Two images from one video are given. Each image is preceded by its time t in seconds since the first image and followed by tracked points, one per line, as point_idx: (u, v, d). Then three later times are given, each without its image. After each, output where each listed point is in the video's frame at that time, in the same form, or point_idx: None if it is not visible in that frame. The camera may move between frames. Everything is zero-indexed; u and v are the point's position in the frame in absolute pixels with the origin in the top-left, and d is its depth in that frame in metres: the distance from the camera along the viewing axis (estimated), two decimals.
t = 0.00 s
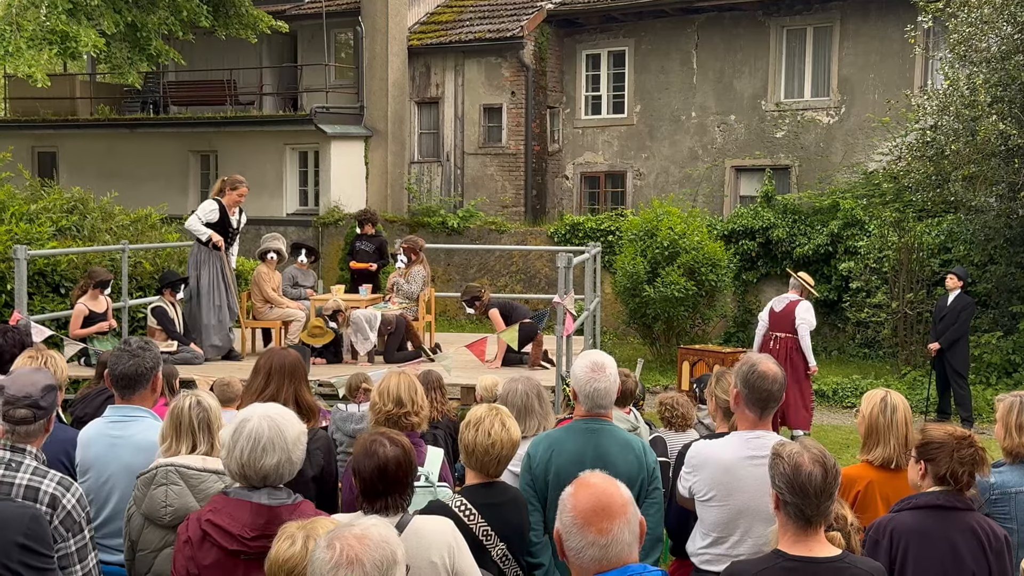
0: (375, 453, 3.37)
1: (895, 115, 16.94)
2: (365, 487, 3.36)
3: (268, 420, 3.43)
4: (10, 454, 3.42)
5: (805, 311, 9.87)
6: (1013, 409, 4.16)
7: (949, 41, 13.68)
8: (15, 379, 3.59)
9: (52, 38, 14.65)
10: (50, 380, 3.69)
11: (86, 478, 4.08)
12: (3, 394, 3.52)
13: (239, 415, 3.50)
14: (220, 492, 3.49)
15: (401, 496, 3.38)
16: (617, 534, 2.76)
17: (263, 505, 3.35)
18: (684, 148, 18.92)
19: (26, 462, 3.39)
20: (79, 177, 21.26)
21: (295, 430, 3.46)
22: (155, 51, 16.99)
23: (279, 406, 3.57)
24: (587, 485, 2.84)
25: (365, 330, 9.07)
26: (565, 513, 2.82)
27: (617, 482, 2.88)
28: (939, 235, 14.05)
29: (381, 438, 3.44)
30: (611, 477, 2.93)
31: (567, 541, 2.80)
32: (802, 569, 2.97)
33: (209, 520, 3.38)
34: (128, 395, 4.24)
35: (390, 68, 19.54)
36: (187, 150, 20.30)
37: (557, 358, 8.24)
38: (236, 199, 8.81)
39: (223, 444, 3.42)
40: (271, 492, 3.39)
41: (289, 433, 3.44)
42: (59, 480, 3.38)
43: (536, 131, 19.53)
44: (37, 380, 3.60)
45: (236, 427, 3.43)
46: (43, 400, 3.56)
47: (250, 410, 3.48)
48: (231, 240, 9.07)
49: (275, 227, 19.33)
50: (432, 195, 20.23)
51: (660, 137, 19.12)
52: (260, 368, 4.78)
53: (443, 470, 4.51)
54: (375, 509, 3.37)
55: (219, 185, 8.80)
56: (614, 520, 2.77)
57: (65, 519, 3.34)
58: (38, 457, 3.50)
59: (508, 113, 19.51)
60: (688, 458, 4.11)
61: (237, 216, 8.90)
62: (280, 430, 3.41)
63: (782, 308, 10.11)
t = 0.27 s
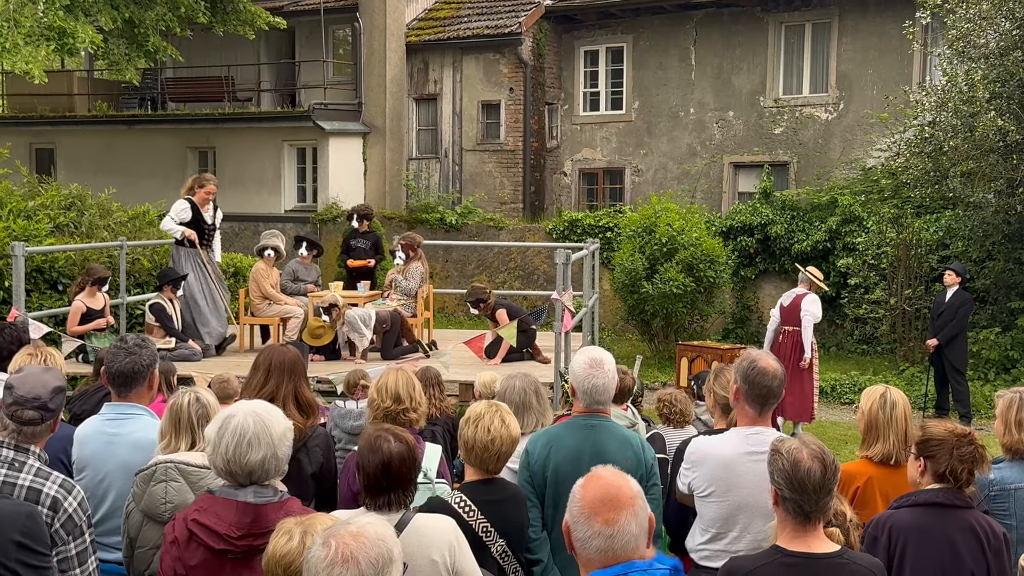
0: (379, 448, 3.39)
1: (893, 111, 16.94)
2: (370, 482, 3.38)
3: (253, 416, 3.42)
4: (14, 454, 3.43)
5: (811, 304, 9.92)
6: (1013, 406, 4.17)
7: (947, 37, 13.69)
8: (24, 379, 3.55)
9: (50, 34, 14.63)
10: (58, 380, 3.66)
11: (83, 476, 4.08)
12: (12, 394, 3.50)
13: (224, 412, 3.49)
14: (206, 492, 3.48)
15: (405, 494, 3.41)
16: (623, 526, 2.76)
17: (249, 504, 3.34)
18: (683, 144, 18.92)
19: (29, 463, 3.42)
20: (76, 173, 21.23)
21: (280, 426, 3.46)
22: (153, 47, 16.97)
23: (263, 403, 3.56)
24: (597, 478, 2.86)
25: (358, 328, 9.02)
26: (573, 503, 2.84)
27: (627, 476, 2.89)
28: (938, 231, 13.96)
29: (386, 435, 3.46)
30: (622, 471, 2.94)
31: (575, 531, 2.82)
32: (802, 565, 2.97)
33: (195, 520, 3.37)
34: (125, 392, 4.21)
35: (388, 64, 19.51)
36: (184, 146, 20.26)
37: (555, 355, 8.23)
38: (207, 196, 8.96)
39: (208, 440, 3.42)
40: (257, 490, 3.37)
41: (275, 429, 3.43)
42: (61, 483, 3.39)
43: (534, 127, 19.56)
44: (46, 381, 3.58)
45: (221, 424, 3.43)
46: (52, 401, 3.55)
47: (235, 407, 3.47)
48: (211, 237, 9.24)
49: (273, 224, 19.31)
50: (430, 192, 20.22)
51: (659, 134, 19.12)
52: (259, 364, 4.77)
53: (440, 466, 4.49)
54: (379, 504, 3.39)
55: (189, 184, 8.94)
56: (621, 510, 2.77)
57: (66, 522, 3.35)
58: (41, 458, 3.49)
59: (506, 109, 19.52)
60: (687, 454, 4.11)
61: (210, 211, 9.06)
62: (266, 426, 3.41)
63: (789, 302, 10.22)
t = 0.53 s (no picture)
0: (385, 445, 3.39)
1: (891, 107, 16.94)
2: (374, 478, 3.36)
3: (247, 412, 3.43)
4: (15, 452, 3.44)
5: (817, 297, 9.93)
6: (1012, 401, 4.17)
7: (945, 33, 13.68)
8: (26, 377, 3.55)
9: (47, 32, 14.63)
10: (60, 380, 3.66)
11: (78, 476, 4.07)
12: (14, 392, 3.50)
13: (219, 408, 3.50)
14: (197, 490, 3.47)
15: (408, 490, 3.39)
16: (620, 524, 2.65)
17: (240, 504, 3.33)
18: (681, 141, 18.91)
19: (29, 462, 3.42)
20: (74, 170, 21.23)
21: (274, 423, 3.46)
22: (150, 44, 16.94)
23: (256, 400, 3.56)
24: (595, 474, 2.75)
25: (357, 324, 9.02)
26: (570, 501, 2.73)
27: (625, 472, 2.77)
28: (936, 227, 13.98)
29: (391, 432, 3.46)
30: (619, 467, 2.83)
31: (571, 529, 2.71)
32: (798, 561, 2.97)
33: (186, 519, 3.35)
34: (119, 390, 4.21)
35: (386, 61, 19.48)
36: (182, 143, 20.25)
37: (554, 351, 8.22)
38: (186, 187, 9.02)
39: (201, 435, 3.42)
40: (248, 489, 3.36)
41: (269, 425, 3.43)
42: (61, 482, 3.40)
43: (532, 124, 19.57)
44: (48, 380, 3.57)
45: (215, 419, 3.44)
46: (53, 400, 3.55)
47: (228, 403, 3.48)
48: (199, 227, 9.30)
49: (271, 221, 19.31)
50: (428, 189, 20.22)
51: (657, 130, 19.12)
52: (257, 361, 4.77)
53: (439, 463, 4.48)
54: (382, 502, 3.36)
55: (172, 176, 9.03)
56: (618, 508, 2.66)
57: (66, 523, 3.36)
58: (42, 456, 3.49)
59: (504, 106, 19.52)
60: (686, 449, 4.10)
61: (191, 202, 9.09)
62: (260, 422, 3.42)
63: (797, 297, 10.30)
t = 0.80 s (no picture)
0: (393, 444, 3.38)
1: (890, 104, 16.93)
2: (380, 477, 3.34)
3: (246, 411, 3.44)
4: (15, 451, 3.44)
5: (832, 299, 9.96)
6: (1010, 399, 4.16)
7: (944, 31, 13.68)
8: (30, 377, 3.55)
9: (45, 31, 14.60)
10: (64, 380, 3.67)
11: (76, 476, 4.07)
12: (18, 390, 3.51)
13: (218, 407, 3.51)
14: (195, 491, 3.46)
15: (414, 489, 3.37)
16: (600, 528, 2.74)
17: (238, 505, 3.33)
18: (680, 139, 18.90)
19: (31, 461, 3.42)
20: (74, 170, 21.23)
21: (273, 423, 3.46)
22: (149, 44, 16.93)
23: (257, 401, 3.57)
24: (580, 478, 2.83)
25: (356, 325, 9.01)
26: (556, 503, 2.83)
27: (610, 473, 2.85)
28: (935, 224, 14.05)
29: (398, 431, 3.46)
30: (607, 468, 2.91)
31: (557, 530, 2.82)
32: (795, 558, 2.97)
33: (184, 520, 3.34)
34: (117, 391, 4.21)
35: (385, 60, 19.46)
36: (181, 143, 20.24)
37: (553, 350, 8.22)
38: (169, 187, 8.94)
39: (201, 434, 3.43)
40: (246, 491, 3.36)
41: (268, 425, 3.44)
42: (63, 482, 3.40)
43: (531, 122, 19.58)
44: (51, 380, 3.58)
45: (214, 418, 3.45)
46: (57, 400, 3.56)
47: (228, 403, 3.49)
48: (184, 228, 9.18)
49: (271, 220, 19.31)
50: (428, 187, 20.22)
51: (656, 128, 19.11)
52: (256, 360, 4.77)
53: (437, 462, 4.50)
54: (388, 500, 3.35)
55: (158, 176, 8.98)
56: (598, 513, 2.74)
57: (66, 523, 3.36)
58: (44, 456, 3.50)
59: (503, 104, 19.52)
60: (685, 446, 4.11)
61: (174, 203, 9.05)
62: (258, 421, 3.42)
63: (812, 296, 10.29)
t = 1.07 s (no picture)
0: (404, 444, 3.37)
1: (890, 104, 16.93)
2: (390, 477, 3.34)
3: (253, 412, 3.45)
4: (21, 454, 3.44)
5: (860, 306, 9.99)
6: (1010, 398, 4.15)
7: (943, 30, 13.68)
8: (37, 380, 3.56)
9: (45, 34, 14.61)
10: (70, 383, 3.66)
11: (78, 477, 4.08)
12: (24, 393, 3.50)
13: (225, 408, 3.52)
14: (201, 492, 3.45)
15: (423, 491, 3.37)
16: (600, 525, 2.76)
17: (244, 507, 3.33)
18: (680, 139, 18.90)
19: (36, 463, 3.42)
20: (74, 173, 21.23)
21: (279, 425, 3.46)
22: (149, 46, 16.93)
23: (267, 403, 3.59)
24: (587, 474, 2.86)
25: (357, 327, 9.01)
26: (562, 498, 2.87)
27: (618, 472, 2.87)
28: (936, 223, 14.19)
29: (411, 431, 3.45)
30: (618, 467, 2.92)
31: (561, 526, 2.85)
32: (794, 558, 2.97)
33: (189, 521, 3.33)
34: (119, 393, 4.20)
35: (385, 61, 19.46)
36: (182, 145, 20.25)
37: (553, 351, 8.22)
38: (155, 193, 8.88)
39: (207, 434, 3.44)
40: (252, 493, 3.36)
41: (274, 427, 3.44)
42: (67, 485, 3.40)
43: (531, 123, 19.58)
44: (58, 383, 3.57)
45: (221, 418, 3.46)
46: (62, 403, 3.54)
47: (236, 404, 3.51)
48: (172, 232, 9.09)
49: (270, 222, 19.31)
50: (427, 189, 20.22)
51: (656, 129, 19.11)
52: (256, 363, 4.77)
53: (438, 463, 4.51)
54: (396, 499, 3.34)
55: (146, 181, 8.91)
56: (599, 509, 2.76)
57: (70, 525, 3.37)
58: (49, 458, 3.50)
59: (503, 105, 19.53)
60: (685, 447, 4.11)
61: (160, 209, 8.97)
62: (264, 423, 3.42)
63: (838, 300, 10.28)
